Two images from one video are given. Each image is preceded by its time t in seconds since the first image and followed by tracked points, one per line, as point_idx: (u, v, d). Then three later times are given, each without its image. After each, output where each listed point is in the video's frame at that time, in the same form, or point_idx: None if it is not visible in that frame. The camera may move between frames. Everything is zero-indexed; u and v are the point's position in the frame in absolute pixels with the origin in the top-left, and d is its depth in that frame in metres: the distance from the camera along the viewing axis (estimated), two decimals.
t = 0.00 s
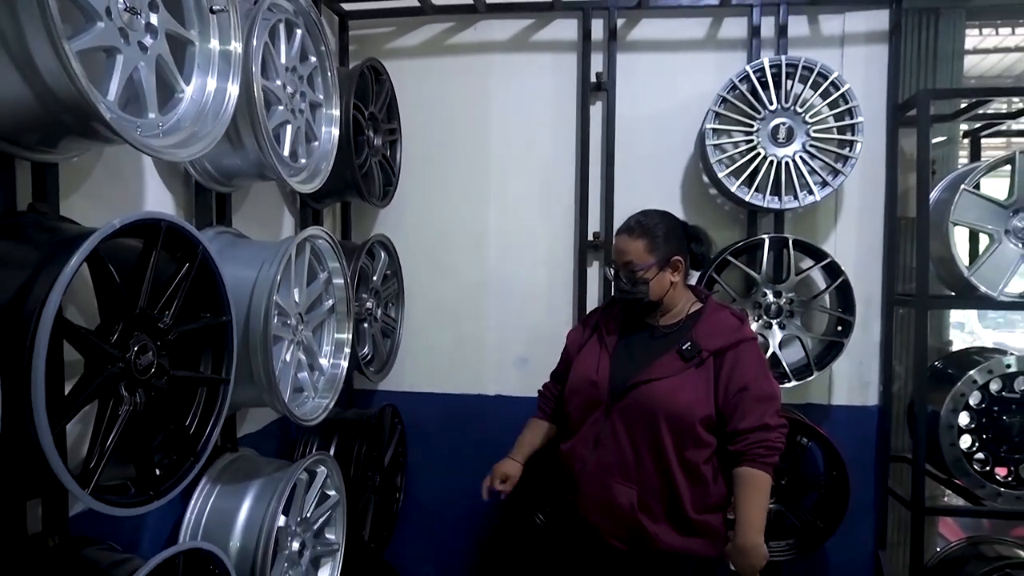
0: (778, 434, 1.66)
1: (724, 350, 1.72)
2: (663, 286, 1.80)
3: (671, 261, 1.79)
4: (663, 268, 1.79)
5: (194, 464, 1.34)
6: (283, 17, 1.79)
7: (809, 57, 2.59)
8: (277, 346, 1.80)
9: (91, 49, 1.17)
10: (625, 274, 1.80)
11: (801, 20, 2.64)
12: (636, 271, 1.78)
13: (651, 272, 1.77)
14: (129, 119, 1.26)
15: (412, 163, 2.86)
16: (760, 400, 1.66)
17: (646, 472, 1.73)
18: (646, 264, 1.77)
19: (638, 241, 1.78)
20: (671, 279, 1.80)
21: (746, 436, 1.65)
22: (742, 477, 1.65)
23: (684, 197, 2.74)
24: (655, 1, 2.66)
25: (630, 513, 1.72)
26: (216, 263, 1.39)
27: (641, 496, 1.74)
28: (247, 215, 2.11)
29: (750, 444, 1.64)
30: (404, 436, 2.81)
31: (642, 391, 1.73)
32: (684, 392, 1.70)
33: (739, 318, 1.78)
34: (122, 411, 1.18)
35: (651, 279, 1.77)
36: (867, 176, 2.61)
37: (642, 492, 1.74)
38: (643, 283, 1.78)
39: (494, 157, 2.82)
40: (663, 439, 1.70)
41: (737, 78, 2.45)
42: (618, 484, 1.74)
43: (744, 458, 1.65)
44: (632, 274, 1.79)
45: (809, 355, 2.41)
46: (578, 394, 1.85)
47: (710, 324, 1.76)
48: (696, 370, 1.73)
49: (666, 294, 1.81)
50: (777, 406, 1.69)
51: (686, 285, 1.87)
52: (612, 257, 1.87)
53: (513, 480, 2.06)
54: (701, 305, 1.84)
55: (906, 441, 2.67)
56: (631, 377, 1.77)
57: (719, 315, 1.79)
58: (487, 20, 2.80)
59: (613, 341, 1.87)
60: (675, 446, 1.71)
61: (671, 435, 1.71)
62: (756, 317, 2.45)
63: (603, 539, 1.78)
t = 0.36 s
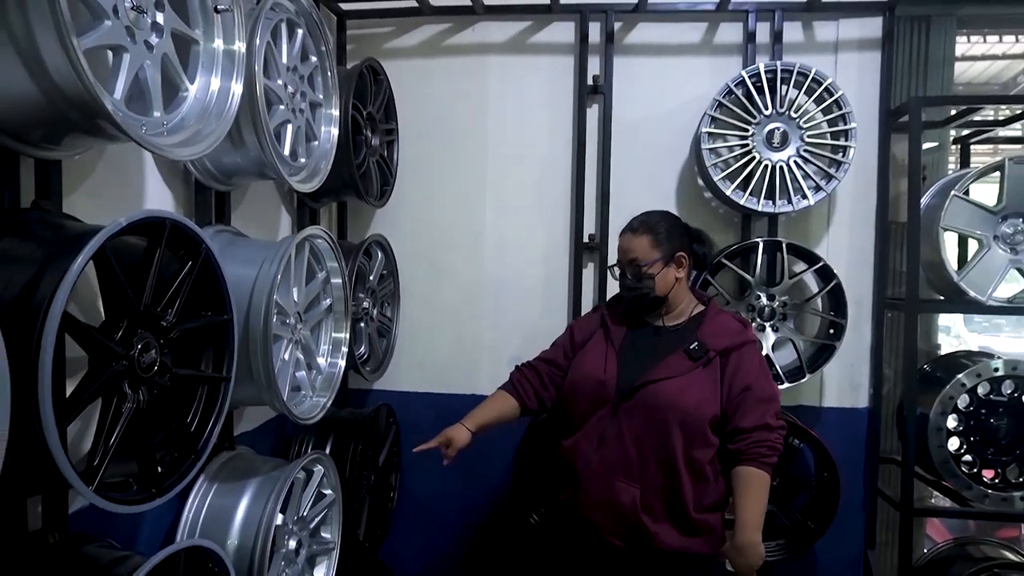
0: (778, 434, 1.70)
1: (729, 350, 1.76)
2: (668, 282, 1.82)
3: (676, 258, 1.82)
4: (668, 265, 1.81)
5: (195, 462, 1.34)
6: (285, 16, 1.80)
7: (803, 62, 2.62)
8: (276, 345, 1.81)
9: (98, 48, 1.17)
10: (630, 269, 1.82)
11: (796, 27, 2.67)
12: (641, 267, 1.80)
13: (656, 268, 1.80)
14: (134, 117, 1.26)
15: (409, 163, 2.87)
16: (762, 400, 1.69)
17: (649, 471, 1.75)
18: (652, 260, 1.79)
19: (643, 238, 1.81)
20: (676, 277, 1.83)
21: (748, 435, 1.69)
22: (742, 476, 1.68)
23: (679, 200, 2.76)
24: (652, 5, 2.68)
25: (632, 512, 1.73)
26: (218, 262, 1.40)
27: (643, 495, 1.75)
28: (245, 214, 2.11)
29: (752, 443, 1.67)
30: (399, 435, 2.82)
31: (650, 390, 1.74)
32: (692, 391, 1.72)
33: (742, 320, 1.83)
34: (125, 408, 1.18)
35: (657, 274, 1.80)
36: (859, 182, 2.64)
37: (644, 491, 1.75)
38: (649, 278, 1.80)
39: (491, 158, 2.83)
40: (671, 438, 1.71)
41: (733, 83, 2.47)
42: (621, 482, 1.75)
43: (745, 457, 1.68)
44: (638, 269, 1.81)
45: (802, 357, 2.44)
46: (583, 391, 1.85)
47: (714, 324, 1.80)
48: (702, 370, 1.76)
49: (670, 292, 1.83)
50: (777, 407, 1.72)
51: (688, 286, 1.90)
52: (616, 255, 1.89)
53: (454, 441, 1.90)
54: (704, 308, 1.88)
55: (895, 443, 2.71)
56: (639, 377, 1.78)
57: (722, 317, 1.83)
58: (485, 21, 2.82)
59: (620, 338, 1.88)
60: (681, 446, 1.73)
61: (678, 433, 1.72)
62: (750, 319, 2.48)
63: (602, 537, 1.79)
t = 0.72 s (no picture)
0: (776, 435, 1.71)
1: (727, 351, 1.78)
2: (667, 282, 1.84)
3: (675, 259, 1.85)
4: (667, 264, 1.83)
5: (191, 460, 1.35)
6: (284, 17, 1.81)
7: (798, 68, 2.65)
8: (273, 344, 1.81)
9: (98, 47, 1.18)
10: (630, 268, 1.83)
11: (791, 32, 2.69)
12: (641, 265, 1.82)
13: (656, 266, 1.82)
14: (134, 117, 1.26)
15: (406, 164, 2.88)
16: (758, 401, 1.71)
17: (648, 470, 1.76)
18: (652, 259, 1.81)
19: (643, 238, 1.84)
20: (674, 277, 1.85)
21: (749, 437, 1.70)
22: (744, 478, 1.70)
23: (675, 203, 2.78)
24: (648, 9, 2.70)
25: (631, 511, 1.74)
26: (217, 262, 1.40)
27: (641, 494, 1.76)
28: (242, 214, 2.11)
29: (754, 445, 1.68)
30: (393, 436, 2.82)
31: (649, 389, 1.75)
32: (691, 391, 1.73)
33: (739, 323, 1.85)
34: (123, 406, 1.19)
35: (656, 274, 1.82)
36: (852, 187, 2.66)
37: (644, 491, 1.76)
38: (648, 277, 1.81)
39: (488, 159, 2.84)
40: (669, 437, 1.73)
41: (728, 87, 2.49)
42: (620, 482, 1.76)
43: (747, 459, 1.70)
44: (638, 267, 1.82)
45: (795, 360, 2.45)
46: (581, 390, 1.86)
47: (711, 326, 1.82)
48: (700, 371, 1.78)
49: (668, 292, 1.86)
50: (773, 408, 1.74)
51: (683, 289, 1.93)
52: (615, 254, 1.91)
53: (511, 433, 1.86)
54: (699, 310, 1.91)
55: (887, 446, 2.73)
56: (637, 377, 1.79)
57: (718, 319, 1.85)
58: (482, 23, 2.83)
59: (617, 337, 1.90)
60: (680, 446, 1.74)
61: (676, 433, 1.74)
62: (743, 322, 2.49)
63: (600, 537, 1.80)
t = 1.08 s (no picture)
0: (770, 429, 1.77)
1: (725, 348, 1.82)
2: (672, 279, 1.86)
3: (680, 257, 1.86)
4: (674, 261, 1.85)
5: (189, 452, 1.36)
6: (284, 16, 1.83)
7: (796, 69, 2.66)
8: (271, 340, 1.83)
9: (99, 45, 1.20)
10: (638, 261, 1.84)
11: (790, 34, 2.70)
12: (648, 260, 1.83)
13: (663, 261, 1.83)
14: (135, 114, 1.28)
15: (405, 162, 2.89)
16: (753, 395, 1.76)
17: (655, 468, 1.77)
18: (660, 253, 1.83)
19: (652, 232, 1.85)
20: (678, 274, 1.87)
21: (743, 429, 1.74)
22: (733, 468, 1.72)
23: (673, 204, 2.79)
24: (647, 10, 2.71)
25: (640, 510, 1.75)
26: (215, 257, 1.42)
27: (648, 493, 1.77)
28: (242, 210, 2.13)
29: (748, 437, 1.72)
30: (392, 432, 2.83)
31: (653, 387, 1.76)
32: (694, 387, 1.75)
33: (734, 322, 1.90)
34: (121, 398, 1.21)
35: (662, 268, 1.83)
36: (850, 188, 2.67)
37: (650, 489, 1.77)
38: (654, 272, 1.83)
39: (487, 158, 2.86)
40: (676, 434, 1.74)
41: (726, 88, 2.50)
42: (628, 480, 1.77)
43: (735, 449, 1.73)
44: (647, 259, 1.83)
45: (791, 360, 2.46)
46: (584, 388, 1.85)
47: (710, 325, 1.86)
48: (701, 367, 1.80)
49: (671, 289, 1.87)
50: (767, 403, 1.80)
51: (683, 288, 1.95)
52: (620, 247, 1.92)
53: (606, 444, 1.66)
54: (695, 309, 1.94)
55: (883, 447, 2.74)
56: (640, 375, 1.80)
57: (715, 318, 1.90)
58: (482, 23, 2.84)
59: (619, 333, 1.89)
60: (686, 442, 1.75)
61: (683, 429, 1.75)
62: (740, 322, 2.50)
63: (607, 536, 1.79)
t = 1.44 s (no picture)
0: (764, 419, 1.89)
1: (727, 342, 1.87)
2: (671, 276, 1.88)
3: (681, 256, 1.89)
4: (675, 259, 1.88)
5: (186, 438, 1.41)
6: (282, 12, 1.87)
7: (793, 64, 2.67)
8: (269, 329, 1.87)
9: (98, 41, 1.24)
10: (641, 255, 1.86)
11: (787, 29, 2.71)
12: (652, 255, 1.85)
13: (665, 258, 1.85)
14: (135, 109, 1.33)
15: (405, 156, 2.93)
16: (753, 387, 1.85)
17: (667, 463, 1.80)
18: (664, 250, 1.85)
19: (656, 228, 1.87)
20: (678, 272, 1.89)
21: (747, 421, 1.84)
22: (742, 458, 1.85)
23: (670, 199, 2.81)
24: (645, 5, 2.73)
25: (656, 505, 1.77)
26: (213, 248, 1.46)
27: (661, 487, 1.79)
28: (242, 203, 2.17)
29: (752, 429, 1.84)
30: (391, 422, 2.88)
31: (663, 382, 1.77)
32: (703, 381, 1.80)
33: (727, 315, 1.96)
34: (119, 384, 1.25)
35: (665, 265, 1.85)
36: (846, 184, 2.69)
37: (663, 483, 1.79)
38: (656, 267, 1.84)
39: (486, 153, 2.89)
40: (688, 429, 1.77)
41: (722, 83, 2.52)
42: (642, 477, 1.78)
43: (744, 443, 1.84)
44: (649, 255, 1.85)
45: (784, 353, 2.49)
46: (591, 385, 1.83)
47: (710, 319, 1.89)
48: (705, 362, 1.84)
49: (670, 286, 1.89)
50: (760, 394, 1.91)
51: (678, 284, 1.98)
52: (622, 241, 1.93)
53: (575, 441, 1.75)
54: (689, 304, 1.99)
55: (877, 441, 2.76)
56: (646, 371, 1.81)
57: (710, 312, 1.94)
58: (482, 19, 2.86)
59: (617, 328, 1.89)
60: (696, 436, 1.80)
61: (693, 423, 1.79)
62: (734, 315, 2.53)
63: (621, 533, 1.80)
